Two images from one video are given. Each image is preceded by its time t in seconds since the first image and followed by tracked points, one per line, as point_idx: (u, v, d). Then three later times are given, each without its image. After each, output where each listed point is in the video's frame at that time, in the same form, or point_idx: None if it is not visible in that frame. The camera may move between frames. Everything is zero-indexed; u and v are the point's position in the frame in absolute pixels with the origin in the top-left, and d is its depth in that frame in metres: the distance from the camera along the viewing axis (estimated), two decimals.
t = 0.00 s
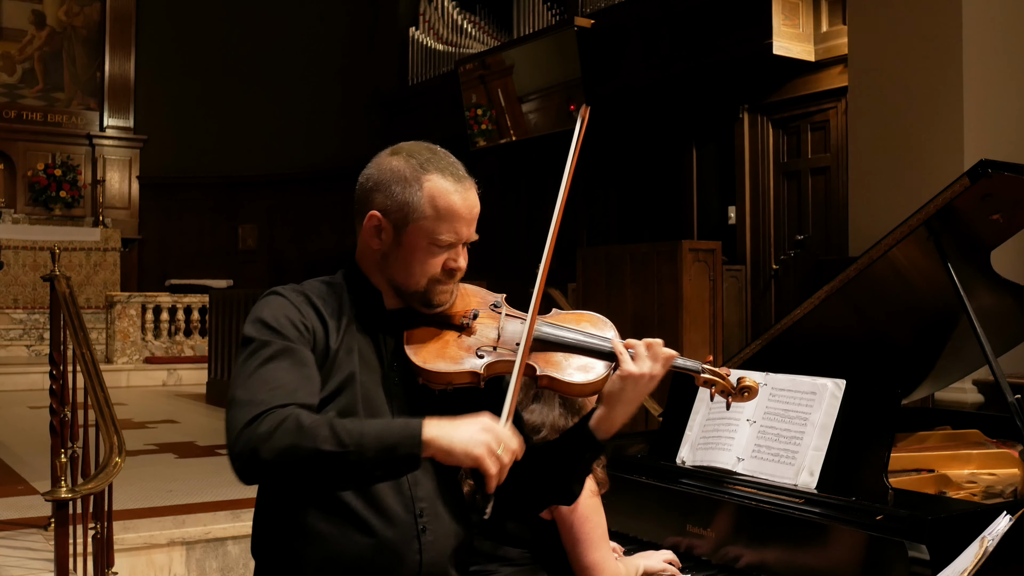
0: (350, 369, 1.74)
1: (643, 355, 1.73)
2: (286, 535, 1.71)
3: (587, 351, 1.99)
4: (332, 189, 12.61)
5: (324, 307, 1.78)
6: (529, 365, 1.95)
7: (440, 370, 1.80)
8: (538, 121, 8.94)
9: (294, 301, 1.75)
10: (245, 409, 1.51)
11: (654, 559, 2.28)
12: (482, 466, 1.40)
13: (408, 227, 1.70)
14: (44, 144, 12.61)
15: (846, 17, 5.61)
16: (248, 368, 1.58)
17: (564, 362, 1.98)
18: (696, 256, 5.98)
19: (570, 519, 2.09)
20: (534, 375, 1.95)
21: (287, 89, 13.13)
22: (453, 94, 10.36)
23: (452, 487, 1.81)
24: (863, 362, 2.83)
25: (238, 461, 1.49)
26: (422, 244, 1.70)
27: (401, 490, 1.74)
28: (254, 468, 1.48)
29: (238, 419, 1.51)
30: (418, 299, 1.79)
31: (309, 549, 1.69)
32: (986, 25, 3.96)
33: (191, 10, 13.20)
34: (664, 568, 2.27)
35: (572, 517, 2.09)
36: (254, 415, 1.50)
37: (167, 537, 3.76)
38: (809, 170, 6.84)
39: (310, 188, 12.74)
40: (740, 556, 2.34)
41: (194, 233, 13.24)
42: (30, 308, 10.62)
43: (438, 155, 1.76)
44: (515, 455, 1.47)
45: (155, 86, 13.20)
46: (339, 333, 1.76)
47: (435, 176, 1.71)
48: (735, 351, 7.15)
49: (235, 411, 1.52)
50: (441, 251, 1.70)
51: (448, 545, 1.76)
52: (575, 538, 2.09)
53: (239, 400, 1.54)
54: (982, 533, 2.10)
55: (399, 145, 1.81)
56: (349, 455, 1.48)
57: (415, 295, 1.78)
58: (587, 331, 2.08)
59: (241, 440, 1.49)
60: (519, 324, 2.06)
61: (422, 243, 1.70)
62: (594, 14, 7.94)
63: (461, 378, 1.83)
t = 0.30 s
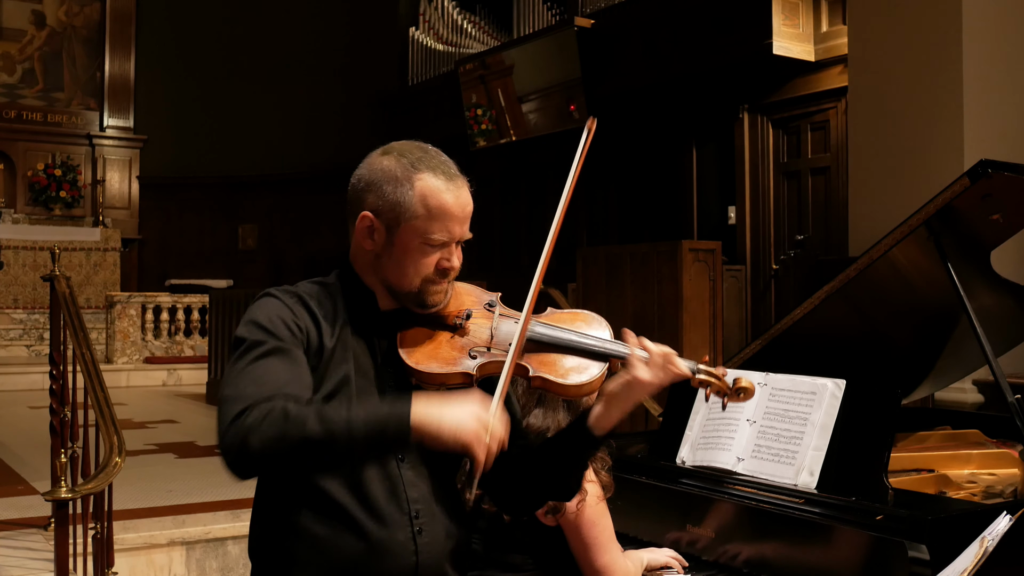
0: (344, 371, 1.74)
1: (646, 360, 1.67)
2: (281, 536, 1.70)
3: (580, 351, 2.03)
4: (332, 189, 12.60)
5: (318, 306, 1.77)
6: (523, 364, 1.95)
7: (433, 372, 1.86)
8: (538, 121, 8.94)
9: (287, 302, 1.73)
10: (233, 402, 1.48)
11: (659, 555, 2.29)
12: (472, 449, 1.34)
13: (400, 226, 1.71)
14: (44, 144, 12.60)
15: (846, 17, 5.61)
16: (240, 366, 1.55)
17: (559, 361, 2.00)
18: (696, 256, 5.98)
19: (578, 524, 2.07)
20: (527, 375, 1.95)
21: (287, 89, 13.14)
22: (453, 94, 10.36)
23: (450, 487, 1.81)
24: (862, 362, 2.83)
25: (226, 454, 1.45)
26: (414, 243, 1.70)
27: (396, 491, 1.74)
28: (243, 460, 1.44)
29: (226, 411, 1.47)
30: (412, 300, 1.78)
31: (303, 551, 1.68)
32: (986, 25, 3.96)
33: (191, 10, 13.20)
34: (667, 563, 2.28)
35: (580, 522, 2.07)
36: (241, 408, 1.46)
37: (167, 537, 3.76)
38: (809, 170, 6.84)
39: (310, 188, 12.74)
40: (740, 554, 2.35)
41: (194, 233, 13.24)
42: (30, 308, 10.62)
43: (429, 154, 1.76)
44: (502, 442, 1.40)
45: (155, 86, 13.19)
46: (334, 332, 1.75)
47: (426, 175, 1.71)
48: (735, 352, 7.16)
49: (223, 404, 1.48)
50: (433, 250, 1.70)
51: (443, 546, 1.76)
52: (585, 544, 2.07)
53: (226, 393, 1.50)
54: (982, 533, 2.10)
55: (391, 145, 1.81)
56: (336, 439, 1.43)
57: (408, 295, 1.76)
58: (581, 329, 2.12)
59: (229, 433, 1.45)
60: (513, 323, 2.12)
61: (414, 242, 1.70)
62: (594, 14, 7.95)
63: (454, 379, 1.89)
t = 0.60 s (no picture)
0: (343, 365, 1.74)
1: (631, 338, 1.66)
2: (279, 532, 1.70)
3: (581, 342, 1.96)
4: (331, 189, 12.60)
5: (318, 301, 1.78)
6: (521, 356, 1.89)
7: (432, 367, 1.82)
8: (538, 121, 8.94)
9: (288, 296, 1.75)
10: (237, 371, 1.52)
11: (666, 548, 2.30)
12: (475, 389, 1.43)
13: (393, 219, 1.69)
14: (44, 144, 12.61)
15: (846, 18, 5.62)
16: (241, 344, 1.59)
17: (559, 352, 1.93)
18: (696, 256, 5.98)
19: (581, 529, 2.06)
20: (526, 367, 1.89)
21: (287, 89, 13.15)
22: (453, 94, 10.36)
23: (445, 484, 1.80)
24: (862, 362, 2.83)
25: (229, 418, 1.48)
26: (410, 234, 1.69)
27: (391, 489, 1.72)
28: (248, 423, 1.46)
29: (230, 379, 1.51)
30: (410, 292, 1.77)
31: (301, 552, 1.67)
32: (985, 24, 3.96)
33: (191, 10, 13.20)
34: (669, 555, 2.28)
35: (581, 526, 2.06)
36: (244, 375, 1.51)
37: (167, 537, 3.76)
38: (809, 170, 6.84)
39: (310, 188, 12.75)
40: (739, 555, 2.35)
41: (194, 233, 13.23)
42: (30, 308, 10.62)
43: (415, 145, 1.75)
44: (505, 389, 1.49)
45: (155, 87, 13.19)
46: (334, 324, 1.76)
47: (414, 165, 1.70)
48: (735, 352, 7.16)
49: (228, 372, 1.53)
50: (430, 237, 1.70)
51: (439, 547, 1.74)
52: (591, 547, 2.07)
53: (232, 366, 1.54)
54: (982, 533, 2.10)
55: (376, 141, 1.80)
56: (340, 389, 1.48)
57: (408, 287, 1.76)
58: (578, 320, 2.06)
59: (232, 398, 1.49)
60: (510, 315, 2.07)
61: (410, 232, 1.69)
62: (594, 14, 7.95)
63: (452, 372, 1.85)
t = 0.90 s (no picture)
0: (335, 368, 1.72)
1: (620, 340, 1.70)
2: (270, 532, 1.68)
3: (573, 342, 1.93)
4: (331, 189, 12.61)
5: (308, 305, 1.76)
6: (511, 358, 1.89)
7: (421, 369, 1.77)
8: (538, 121, 8.95)
9: (278, 299, 1.73)
10: (225, 383, 1.53)
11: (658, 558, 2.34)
12: (470, 395, 1.45)
13: (378, 216, 1.66)
14: (44, 144, 12.60)
15: (846, 18, 5.62)
16: (229, 355, 1.60)
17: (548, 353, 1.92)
18: (696, 256, 5.98)
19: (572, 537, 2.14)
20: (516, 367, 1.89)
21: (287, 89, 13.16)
22: (452, 94, 10.35)
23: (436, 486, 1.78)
24: (862, 362, 2.83)
25: (217, 431, 1.50)
26: (396, 229, 1.66)
27: (381, 491, 1.70)
28: (235, 438, 1.48)
29: (218, 393, 1.53)
30: (401, 289, 1.74)
31: (292, 555, 1.64)
32: (985, 24, 3.96)
33: (191, 10, 13.20)
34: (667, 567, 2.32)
35: (573, 535, 2.13)
36: (231, 387, 1.52)
37: (167, 537, 3.76)
38: (809, 170, 6.84)
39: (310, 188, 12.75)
40: (737, 557, 2.35)
41: (194, 233, 13.23)
42: (30, 308, 10.62)
43: (395, 141, 1.73)
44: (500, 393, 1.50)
45: (155, 87, 13.19)
46: (322, 328, 1.74)
47: (395, 160, 1.68)
48: (735, 352, 7.17)
49: (217, 386, 1.54)
50: (416, 231, 1.66)
51: (429, 551, 1.71)
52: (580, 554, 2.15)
53: (221, 380, 1.55)
54: (982, 534, 2.09)
55: (355, 140, 1.77)
56: (328, 405, 1.48)
57: (399, 284, 1.73)
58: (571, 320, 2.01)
59: (219, 410, 1.51)
60: (501, 315, 2.00)
61: (396, 228, 1.66)
62: (594, 14, 7.95)
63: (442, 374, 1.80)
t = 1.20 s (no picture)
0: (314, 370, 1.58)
1: (603, 331, 1.58)
2: (252, 535, 1.51)
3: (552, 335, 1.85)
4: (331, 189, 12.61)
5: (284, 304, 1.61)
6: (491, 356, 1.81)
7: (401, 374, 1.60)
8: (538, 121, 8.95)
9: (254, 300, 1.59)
10: (198, 396, 1.42)
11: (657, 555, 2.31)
12: (454, 390, 1.31)
13: (343, 214, 1.50)
14: (44, 144, 12.60)
15: (846, 18, 5.62)
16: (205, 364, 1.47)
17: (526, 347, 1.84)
18: (697, 256, 5.98)
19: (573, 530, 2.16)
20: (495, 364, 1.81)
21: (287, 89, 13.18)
22: (452, 94, 10.35)
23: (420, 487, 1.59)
24: (862, 362, 2.83)
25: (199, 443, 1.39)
26: (363, 226, 1.50)
27: (358, 490, 1.52)
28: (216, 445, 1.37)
29: (196, 401, 1.42)
30: (378, 287, 1.57)
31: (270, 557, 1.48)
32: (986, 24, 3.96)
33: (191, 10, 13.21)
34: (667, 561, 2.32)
35: (570, 526, 2.15)
36: (204, 400, 1.40)
37: (167, 537, 3.76)
38: (809, 170, 6.84)
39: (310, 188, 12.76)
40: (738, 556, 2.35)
41: (194, 233, 13.23)
42: (30, 308, 10.62)
43: (357, 134, 1.55)
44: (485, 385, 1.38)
45: (155, 87, 13.20)
46: (301, 330, 1.60)
47: (356, 156, 1.51)
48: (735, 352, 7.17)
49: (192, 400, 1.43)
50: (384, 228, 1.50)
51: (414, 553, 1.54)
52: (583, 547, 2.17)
53: (202, 389, 1.42)
54: (982, 533, 2.10)
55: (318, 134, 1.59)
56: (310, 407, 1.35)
57: (374, 282, 1.56)
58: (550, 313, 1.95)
59: (201, 416, 1.39)
60: (480, 310, 1.89)
61: (362, 225, 1.50)
62: (594, 14, 7.95)
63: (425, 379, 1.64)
